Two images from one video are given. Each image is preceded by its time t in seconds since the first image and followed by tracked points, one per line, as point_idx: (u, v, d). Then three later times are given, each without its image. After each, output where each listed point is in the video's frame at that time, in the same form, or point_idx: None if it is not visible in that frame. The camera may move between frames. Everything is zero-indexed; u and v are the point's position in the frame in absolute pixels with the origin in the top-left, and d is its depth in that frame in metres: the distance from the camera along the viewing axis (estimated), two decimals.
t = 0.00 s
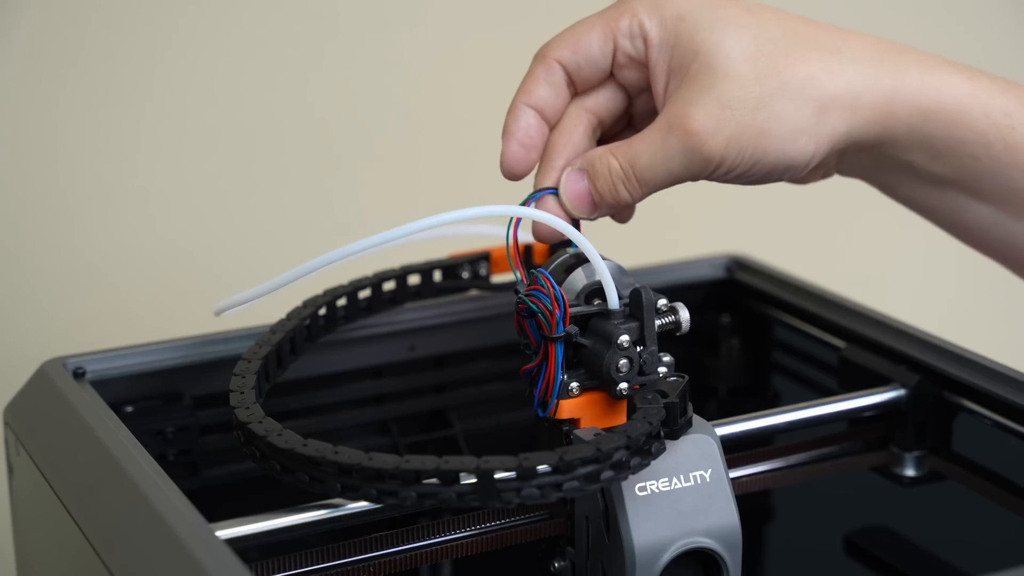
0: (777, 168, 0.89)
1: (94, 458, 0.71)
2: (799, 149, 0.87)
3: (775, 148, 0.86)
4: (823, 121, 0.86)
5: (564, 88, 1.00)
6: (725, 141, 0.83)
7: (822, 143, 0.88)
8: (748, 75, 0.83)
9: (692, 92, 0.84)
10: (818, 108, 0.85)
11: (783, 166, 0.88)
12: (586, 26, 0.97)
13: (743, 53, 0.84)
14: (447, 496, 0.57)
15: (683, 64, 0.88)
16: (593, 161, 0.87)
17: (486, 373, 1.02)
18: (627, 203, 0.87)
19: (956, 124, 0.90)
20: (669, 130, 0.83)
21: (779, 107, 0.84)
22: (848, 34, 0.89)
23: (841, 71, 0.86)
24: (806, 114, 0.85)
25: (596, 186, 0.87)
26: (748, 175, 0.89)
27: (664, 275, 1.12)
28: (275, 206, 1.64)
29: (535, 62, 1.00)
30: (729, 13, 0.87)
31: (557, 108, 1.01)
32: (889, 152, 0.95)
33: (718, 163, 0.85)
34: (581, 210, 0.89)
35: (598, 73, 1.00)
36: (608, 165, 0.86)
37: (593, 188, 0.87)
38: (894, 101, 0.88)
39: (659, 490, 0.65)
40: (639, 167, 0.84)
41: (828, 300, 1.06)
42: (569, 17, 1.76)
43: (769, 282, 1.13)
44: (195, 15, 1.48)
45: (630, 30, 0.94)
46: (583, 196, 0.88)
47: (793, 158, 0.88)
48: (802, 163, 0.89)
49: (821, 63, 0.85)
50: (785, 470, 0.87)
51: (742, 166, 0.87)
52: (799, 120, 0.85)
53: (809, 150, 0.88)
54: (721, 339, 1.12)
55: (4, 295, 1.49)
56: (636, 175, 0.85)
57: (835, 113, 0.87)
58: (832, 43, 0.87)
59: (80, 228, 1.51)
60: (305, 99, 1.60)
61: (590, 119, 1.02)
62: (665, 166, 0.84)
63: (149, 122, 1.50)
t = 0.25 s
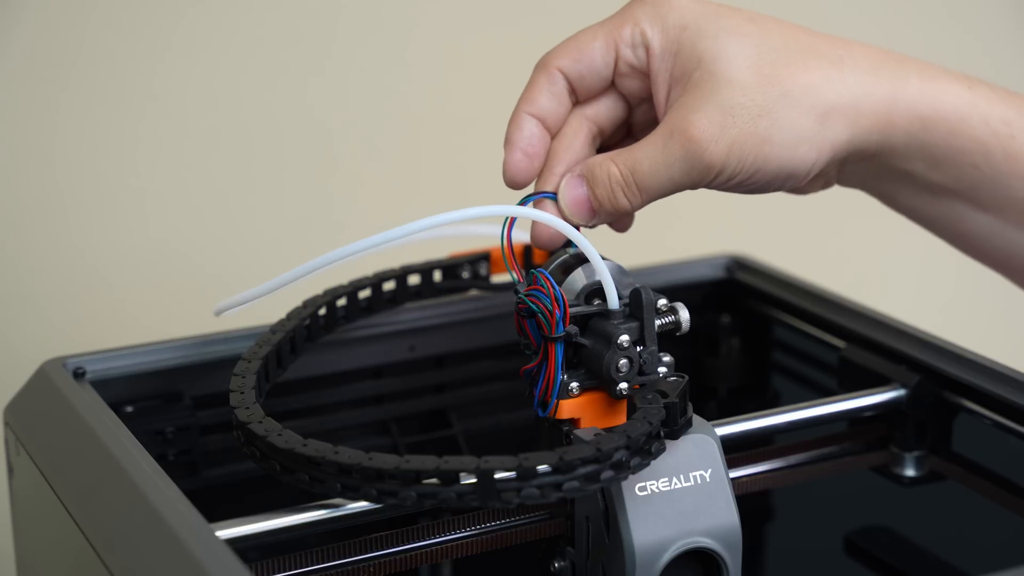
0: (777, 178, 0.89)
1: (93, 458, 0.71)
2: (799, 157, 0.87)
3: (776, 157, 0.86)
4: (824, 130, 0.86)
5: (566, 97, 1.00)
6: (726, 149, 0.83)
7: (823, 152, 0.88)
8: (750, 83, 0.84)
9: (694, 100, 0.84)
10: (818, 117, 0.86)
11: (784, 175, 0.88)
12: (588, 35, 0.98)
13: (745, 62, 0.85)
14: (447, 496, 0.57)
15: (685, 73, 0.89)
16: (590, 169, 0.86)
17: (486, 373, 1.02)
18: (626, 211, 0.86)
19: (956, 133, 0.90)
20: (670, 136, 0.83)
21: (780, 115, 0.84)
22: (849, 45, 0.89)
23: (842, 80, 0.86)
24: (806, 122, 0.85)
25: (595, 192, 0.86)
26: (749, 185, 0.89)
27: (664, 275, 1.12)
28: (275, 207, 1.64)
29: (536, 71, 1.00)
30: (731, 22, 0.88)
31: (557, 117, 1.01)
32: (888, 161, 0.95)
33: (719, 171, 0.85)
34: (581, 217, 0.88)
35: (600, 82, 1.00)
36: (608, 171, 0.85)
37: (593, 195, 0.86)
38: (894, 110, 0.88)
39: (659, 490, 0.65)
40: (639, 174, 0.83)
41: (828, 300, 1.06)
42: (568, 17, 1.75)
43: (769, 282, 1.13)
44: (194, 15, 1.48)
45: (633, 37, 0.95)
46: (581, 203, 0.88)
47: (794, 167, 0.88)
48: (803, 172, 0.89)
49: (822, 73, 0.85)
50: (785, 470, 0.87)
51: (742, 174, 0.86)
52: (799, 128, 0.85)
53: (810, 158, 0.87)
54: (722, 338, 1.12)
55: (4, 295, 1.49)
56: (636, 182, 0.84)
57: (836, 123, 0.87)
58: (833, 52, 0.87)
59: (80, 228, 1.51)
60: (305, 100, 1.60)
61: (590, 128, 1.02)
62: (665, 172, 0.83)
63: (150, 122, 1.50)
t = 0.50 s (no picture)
0: (778, 183, 0.88)
1: (93, 458, 0.71)
2: (801, 162, 0.87)
3: (777, 163, 0.85)
4: (824, 134, 0.86)
5: (566, 103, 1.00)
6: (727, 155, 0.83)
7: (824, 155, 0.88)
8: (751, 88, 0.84)
9: (696, 104, 0.84)
10: (818, 120, 0.86)
11: (786, 181, 0.88)
12: (589, 41, 0.97)
13: (746, 67, 0.85)
14: (447, 495, 0.57)
15: (687, 79, 0.89)
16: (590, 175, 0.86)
17: (486, 373, 1.02)
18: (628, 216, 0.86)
19: (957, 134, 0.91)
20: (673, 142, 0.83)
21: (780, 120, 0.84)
22: (849, 49, 0.89)
23: (843, 84, 0.86)
24: (806, 127, 0.85)
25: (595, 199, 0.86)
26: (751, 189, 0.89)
27: (664, 274, 1.12)
28: (275, 206, 1.64)
29: (537, 76, 1.00)
30: (732, 28, 0.88)
31: (558, 123, 1.01)
32: (893, 164, 0.95)
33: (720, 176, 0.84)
34: (581, 221, 0.88)
35: (601, 88, 1.00)
36: (609, 175, 0.84)
37: (593, 199, 0.86)
38: (896, 112, 0.89)
39: (659, 490, 0.65)
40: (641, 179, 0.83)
41: (828, 300, 1.06)
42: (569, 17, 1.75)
43: (769, 282, 1.13)
44: (194, 14, 1.48)
45: (634, 44, 0.94)
46: (582, 207, 0.88)
47: (796, 172, 0.87)
48: (804, 178, 0.89)
49: (820, 77, 0.85)
50: (785, 470, 0.87)
51: (743, 178, 0.86)
52: (800, 133, 0.85)
53: (811, 163, 0.87)
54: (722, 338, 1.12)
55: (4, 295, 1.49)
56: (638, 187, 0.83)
57: (834, 128, 0.87)
58: (833, 56, 0.87)
59: (80, 228, 1.51)
60: (305, 99, 1.60)
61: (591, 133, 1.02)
62: (666, 177, 0.83)
63: (150, 122, 1.50)
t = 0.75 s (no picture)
0: (843, 173, 0.86)
1: (94, 458, 0.71)
2: (863, 146, 0.85)
3: (841, 148, 0.83)
4: (881, 118, 0.85)
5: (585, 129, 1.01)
6: (793, 145, 0.81)
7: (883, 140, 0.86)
8: (802, 78, 0.83)
9: (751, 100, 0.83)
10: (874, 104, 0.84)
11: (848, 171, 0.86)
12: (614, 67, 0.99)
13: (795, 62, 0.84)
14: (447, 496, 0.57)
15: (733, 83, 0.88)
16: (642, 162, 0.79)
17: (486, 373, 1.02)
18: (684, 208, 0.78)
19: (1010, 113, 0.89)
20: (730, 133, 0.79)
21: (839, 104, 0.82)
22: (895, 36, 0.88)
23: (892, 67, 0.85)
24: (863, 110, 0.84)
25: (651, 182, 0.78)
26: (815, 182, 0.86)
27: (664, 274, 1.12)
28: (275, 206, 1.64)
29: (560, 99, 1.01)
30: (772, 32, 0.88)
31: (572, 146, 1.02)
32: (944, 146, 0.94)
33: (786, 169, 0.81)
34: (641, 214, 0.79)
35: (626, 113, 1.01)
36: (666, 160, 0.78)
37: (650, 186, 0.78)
38: (948, 92, 0.87)
39: (659, 490, 0.65)
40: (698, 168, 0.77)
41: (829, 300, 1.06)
42: (569, 16, 1.75)
43: (769, 282, 1.13)
44: (194, 14, 1.48)
45: (661, 66, 0.96)
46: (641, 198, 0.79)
47: (858, 160, 0.86)
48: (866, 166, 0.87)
49: (869, 64, 0.85)
50: (785, 470, 0.87)
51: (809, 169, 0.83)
52: (858, 117, 0.83)
53: (872, 147, 0.86)
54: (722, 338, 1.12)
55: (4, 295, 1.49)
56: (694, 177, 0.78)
57: (892, 110, 0.85)
58: (879, 43, 0.87)
59: (80, 228, 1.51)
60: (305, 99, 1.60)
61: (595, 161, 1.07)
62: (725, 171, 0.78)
63: (150, 122, 1.50)
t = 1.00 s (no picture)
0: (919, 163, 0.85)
1: (94, 458, 0.71)
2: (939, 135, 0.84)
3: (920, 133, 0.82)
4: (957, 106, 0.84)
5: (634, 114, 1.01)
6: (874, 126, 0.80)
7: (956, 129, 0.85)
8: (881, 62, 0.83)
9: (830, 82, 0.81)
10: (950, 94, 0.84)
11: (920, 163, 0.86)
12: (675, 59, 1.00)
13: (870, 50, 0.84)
14: (447, 495, 0.57)
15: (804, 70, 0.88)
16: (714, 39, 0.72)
17: (486, 373, 1.02)
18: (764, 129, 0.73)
19: None
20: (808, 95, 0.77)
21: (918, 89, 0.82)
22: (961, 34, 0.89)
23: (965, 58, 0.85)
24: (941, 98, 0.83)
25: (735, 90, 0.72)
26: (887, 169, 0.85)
27: (664, 275, 1.12)
28: (275, 206, 1.64)
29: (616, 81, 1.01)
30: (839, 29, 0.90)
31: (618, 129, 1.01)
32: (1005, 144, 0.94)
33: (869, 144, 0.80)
34: (792, 99, 0.58)
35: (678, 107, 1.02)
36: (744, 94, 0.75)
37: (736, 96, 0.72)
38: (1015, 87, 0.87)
39: (659, 490, 0.65)
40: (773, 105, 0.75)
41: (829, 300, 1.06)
42: (568, 15, 1.75)
43: (768, 282, 1.13)
44: (195, 15, 1.48)
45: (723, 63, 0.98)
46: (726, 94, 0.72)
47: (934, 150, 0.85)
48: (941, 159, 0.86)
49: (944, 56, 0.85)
50: (785, 470, 0.87)
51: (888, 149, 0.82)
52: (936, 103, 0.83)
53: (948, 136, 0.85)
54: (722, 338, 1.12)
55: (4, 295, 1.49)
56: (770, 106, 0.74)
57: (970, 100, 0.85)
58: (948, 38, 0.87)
59: (81, 228, 1.51)
60: (306, 99, 1.60)
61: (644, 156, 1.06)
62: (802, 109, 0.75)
63: (150, 122, 1.50)
